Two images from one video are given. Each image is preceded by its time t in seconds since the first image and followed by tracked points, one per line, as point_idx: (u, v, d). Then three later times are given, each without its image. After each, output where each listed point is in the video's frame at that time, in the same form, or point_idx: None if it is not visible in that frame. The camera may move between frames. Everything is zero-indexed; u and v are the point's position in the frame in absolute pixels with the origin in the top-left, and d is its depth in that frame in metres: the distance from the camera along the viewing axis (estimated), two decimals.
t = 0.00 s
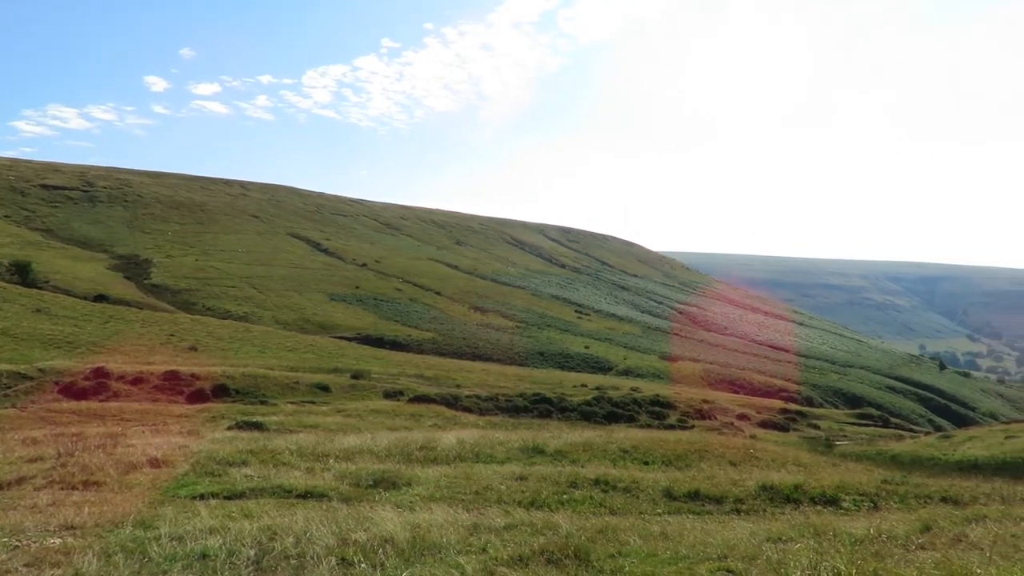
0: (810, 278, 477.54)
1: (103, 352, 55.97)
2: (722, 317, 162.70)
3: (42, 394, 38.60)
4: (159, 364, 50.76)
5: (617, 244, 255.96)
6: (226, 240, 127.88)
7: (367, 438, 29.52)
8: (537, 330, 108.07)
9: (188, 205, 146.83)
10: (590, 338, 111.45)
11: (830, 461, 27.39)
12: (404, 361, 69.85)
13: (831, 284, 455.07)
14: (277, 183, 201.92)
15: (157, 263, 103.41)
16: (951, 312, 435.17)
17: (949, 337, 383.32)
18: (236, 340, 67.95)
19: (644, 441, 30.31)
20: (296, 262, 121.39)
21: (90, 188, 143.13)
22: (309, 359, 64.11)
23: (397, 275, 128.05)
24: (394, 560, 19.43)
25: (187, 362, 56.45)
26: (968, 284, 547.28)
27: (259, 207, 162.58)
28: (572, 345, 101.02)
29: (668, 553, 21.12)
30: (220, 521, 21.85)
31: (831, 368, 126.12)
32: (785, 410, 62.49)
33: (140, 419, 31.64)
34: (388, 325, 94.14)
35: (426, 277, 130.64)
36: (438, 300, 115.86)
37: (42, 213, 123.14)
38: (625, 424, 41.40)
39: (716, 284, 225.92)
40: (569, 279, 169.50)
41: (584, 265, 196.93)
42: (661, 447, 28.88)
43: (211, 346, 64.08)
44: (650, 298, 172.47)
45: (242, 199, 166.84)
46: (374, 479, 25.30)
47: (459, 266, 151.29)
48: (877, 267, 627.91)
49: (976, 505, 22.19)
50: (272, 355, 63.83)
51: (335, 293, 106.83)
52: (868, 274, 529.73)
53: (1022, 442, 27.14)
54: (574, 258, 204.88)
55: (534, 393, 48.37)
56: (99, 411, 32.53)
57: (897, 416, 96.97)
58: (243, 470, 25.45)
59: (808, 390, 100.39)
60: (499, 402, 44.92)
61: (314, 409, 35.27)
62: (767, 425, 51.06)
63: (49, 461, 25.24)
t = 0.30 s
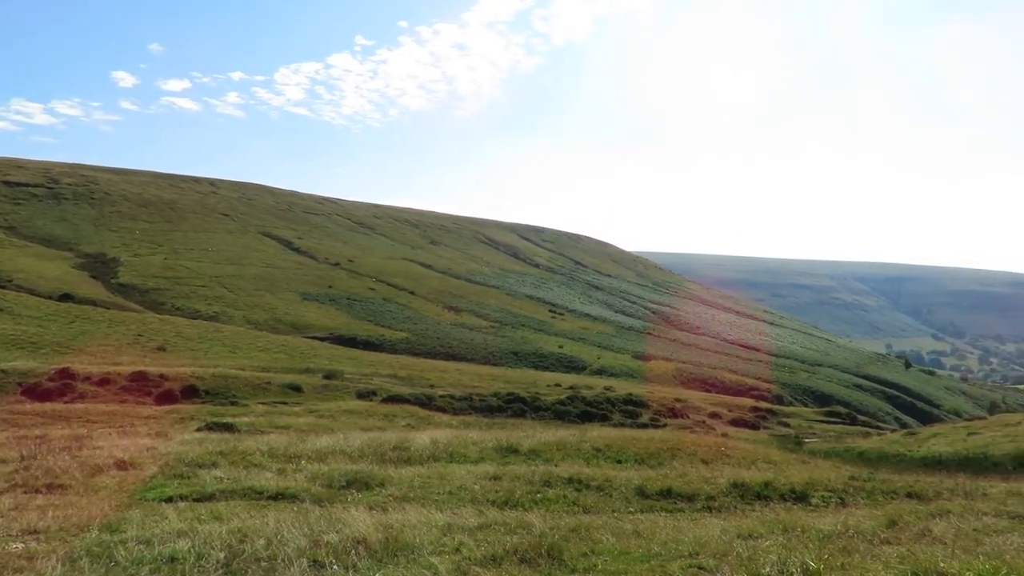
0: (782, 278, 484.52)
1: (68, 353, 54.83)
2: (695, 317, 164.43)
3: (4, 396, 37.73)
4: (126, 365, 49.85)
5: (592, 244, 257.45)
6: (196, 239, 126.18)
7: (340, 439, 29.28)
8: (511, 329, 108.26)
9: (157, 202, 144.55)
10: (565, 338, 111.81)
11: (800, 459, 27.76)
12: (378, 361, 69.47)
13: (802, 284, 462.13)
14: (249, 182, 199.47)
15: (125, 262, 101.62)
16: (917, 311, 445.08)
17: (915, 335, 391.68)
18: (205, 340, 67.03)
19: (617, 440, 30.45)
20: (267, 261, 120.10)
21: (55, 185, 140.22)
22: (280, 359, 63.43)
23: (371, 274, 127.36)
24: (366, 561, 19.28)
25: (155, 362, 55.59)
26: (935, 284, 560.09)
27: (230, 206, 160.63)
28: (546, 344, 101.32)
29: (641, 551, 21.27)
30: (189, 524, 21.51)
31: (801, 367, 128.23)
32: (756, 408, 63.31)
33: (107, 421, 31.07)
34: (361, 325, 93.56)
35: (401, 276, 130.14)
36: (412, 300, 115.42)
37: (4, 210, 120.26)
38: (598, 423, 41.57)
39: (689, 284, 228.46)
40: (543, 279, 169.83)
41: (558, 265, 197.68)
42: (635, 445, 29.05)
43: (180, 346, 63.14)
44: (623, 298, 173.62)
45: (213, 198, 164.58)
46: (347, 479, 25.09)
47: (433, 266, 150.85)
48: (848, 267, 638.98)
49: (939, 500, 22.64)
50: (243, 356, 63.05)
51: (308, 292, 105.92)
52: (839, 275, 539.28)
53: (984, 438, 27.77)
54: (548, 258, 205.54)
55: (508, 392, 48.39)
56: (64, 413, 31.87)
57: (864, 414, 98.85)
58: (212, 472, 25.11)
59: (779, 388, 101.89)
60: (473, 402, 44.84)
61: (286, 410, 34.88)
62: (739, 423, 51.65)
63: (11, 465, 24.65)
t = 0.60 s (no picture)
0: (754, 277, 491.20)
1: (29, 354, 53.58)
2: (668, 317, 166.05)
3: None
4: (89, 366, 48.87)
5: (565, 243, 258.68)
6: (164, 237, 124.20)
7: (311, 440, 29.03)
8: (484, 329, 108.30)
9: (123, 200, 141.98)
10: (538, 338, 112.13)
11: (769, 456, 28.15)
12: (350, 361, 69.04)
13: (773, 283, 468.86)
14: (218, 180, 196.67)
15: (89, 261, 99.63)
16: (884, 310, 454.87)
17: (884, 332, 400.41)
18: (173, 340, 66.00)
19: (589, 439, 30.59)
20: (238, 260, 118.69)
21: (17, 182, 136.88)
22: (249, 359, 62.69)
23: (343, 273, 126.53)
24: (337, 563, 19.11)
25: (120, 363, 54.61)
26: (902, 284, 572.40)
27: (199, 204, 158.30)
28: (519, 344, 101.52)
29: (613, 549, 21.39)
30: (156, 527, 21.14)
31: (770, 365, 130.26)
32: (726, 407, 64.14)
33: (71, 423, 30.44)
34: (333, 324, 92.90)
35: (373, 276, 129.48)
36: (385, 299, 114.87)
37: None
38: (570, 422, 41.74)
39: (661, 284, 230.74)
40: (517, 279, 170.16)
41: (531, 264, 198.26)
42: (607, 444, 29.20)
43: (147, 347, 62.09)
44: (596, 297, 174.82)
45: (181, 195, 162.05)
46: (318, 481, 24.86)
47: (406, 265, 150.23)
48: (819, 266, 649.99)
49: (903, 495, 23.10)
50: (211, 356, 62.24)
51: (278, 292, 104.88)
52: (809, 275, 548.34)
53: (946, 435, 28.39)
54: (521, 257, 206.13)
55: (482, 392, 48.35)
56: (26, 415, 31.15)
57: (831, 412, 100.80)
58: (180, 474, 24.73)
59: (748, 387, 103.35)
60: (446, 402, 44.75)
61: (256, 411, 34.45)
62: (709, 422, 52.23)
63: None
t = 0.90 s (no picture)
0: (730, 276, 496.50)
1: None
2: (645, 317, 167.34)
3: None
4: (57, 368, 47.97)
5: (541, 243, 259.48)
6: (135, 237, 122.28)
7: (286, 441, 28.76)
8: (460, 329, 108.18)
9: (92, 199, 139.54)
10: (515, 337, 112.30)
11: (743, 453, 28.42)
12: (325, 362, 68.55)
13: (749, 282, 473.93)
14: (190, 179, 194.04)
15: (57, 261, 97.75)
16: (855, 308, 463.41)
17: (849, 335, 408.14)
18: (144, 341, 65.05)
19: (566, 438, 30.64)
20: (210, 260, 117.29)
21: None
22: (222, 360, 61.96)
23: (318, 273, 125.63)
24: (312, 565, 18.93)
25: (89, 364, 53.70)
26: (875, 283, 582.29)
27: (170, 203, 156.09)
28: (495, 343, 101.56)
29: (589, 547, 21.45)
30: (127, 531, 20.76)
31: (745, 363, 131.98)
32: (701, 404, 64.78)
33: (39, 426, 29.85)
34: (308, 325, 92.20)
35: (349, 275, 128.75)
36: (361, 299, 114.24)
37: None
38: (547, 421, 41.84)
39: (637, 283, 232.45)
40: (493, 278, 170.41)
41: (508, 263, 198.51)
42: (584, 443, 29.29)
43: (117, 348, 61.10)
44: (573, 296, 175.61)
45: (151, 194, 159.64)
46: (293, 482, 24.65)
47: (381, 264, 149.79)
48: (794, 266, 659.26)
49: (873, 491, 23.43)
50: (183, 357, 61.42)
51: (252, 292, 103.84)
52: (785, 275, 555.50)
53: (915, 431, 28.87)
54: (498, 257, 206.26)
55: (459, 391, 48.27)
56: None
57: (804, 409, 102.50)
58: (152, 477, 24.37)
59: (723, 385, 104.56)
60: (422, 402, 44.62)
61: (230, 412, 34.08)
62: (684, 419, 52.70)
63: None
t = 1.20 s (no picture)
0: (706, 276, 500.97)
1: None
2: (621, 316, 168.27)
3: None
4: (23, 369, 46.98)
5: (517, 242, 259.91)
6: (104, 236, 120.21)
7: (260, 443, 28.46)
8: (436, 328, 107.96)
9: (60, 197, 136.85)
10: (491, 337, 112.27)
11: (717, 451, 28.69)
12: (299, 362, 67.96)
13: (725, 282, 478.52)
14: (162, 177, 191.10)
15: (23, 260, 95.69)
16: (828, 307, 470.87)
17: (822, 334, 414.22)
18: (114, 342, 63.99)
19: (543, 437, 30.69)
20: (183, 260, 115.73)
21: None
22: (195, 361, 61.13)
23: (292, 273, 124.58)
24: (286, 568, 18.72)
25: (56, 366, 52.64)
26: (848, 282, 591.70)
27: (141, 201, 153.67)
28: (471, 343, 101.49)
29: (565, 546, 21.51)
30: (96, 535, 20.36)
31: (719, 362, 133.50)
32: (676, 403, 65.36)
33: (4, 429, 29.23)
34: (282, 325, 91.38)
35: (324, 275, 127.82)
36: (336, 299, 113.47)
37: None
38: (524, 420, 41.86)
39: (613, 283, 233.93)
40: (469, 278, 170.17)
41: (484, 263, 198.55)
42: (560, 442, 29.38)
43: (86, 349, 60.00)
44: (550, 296, 175.95)
45: (121, 192, 156.99)
46: (267, 484, 24.42)
47: (356, 263, 148.95)
48: (769, 266, 667.43)
49: (844, 487, 23.77)
50: (154, 358, 60.51)
51: (225, 292, 102.65)
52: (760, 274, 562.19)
53: (884, 427, 29.36)
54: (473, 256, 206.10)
55: (435, 391, 48.18)
56: None
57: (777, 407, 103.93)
58: (122, 480, 23.98)
59: (698, 383, 105.58)
60: (398, 402, 44.43)
61: (203, 414, 33.64)
62: (660, 418, 53.11)
63: None
